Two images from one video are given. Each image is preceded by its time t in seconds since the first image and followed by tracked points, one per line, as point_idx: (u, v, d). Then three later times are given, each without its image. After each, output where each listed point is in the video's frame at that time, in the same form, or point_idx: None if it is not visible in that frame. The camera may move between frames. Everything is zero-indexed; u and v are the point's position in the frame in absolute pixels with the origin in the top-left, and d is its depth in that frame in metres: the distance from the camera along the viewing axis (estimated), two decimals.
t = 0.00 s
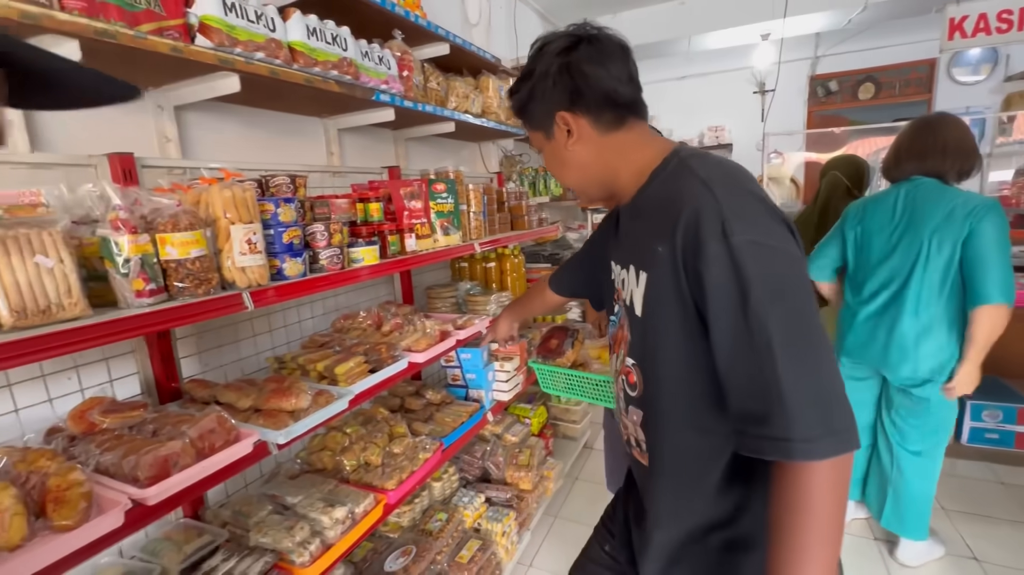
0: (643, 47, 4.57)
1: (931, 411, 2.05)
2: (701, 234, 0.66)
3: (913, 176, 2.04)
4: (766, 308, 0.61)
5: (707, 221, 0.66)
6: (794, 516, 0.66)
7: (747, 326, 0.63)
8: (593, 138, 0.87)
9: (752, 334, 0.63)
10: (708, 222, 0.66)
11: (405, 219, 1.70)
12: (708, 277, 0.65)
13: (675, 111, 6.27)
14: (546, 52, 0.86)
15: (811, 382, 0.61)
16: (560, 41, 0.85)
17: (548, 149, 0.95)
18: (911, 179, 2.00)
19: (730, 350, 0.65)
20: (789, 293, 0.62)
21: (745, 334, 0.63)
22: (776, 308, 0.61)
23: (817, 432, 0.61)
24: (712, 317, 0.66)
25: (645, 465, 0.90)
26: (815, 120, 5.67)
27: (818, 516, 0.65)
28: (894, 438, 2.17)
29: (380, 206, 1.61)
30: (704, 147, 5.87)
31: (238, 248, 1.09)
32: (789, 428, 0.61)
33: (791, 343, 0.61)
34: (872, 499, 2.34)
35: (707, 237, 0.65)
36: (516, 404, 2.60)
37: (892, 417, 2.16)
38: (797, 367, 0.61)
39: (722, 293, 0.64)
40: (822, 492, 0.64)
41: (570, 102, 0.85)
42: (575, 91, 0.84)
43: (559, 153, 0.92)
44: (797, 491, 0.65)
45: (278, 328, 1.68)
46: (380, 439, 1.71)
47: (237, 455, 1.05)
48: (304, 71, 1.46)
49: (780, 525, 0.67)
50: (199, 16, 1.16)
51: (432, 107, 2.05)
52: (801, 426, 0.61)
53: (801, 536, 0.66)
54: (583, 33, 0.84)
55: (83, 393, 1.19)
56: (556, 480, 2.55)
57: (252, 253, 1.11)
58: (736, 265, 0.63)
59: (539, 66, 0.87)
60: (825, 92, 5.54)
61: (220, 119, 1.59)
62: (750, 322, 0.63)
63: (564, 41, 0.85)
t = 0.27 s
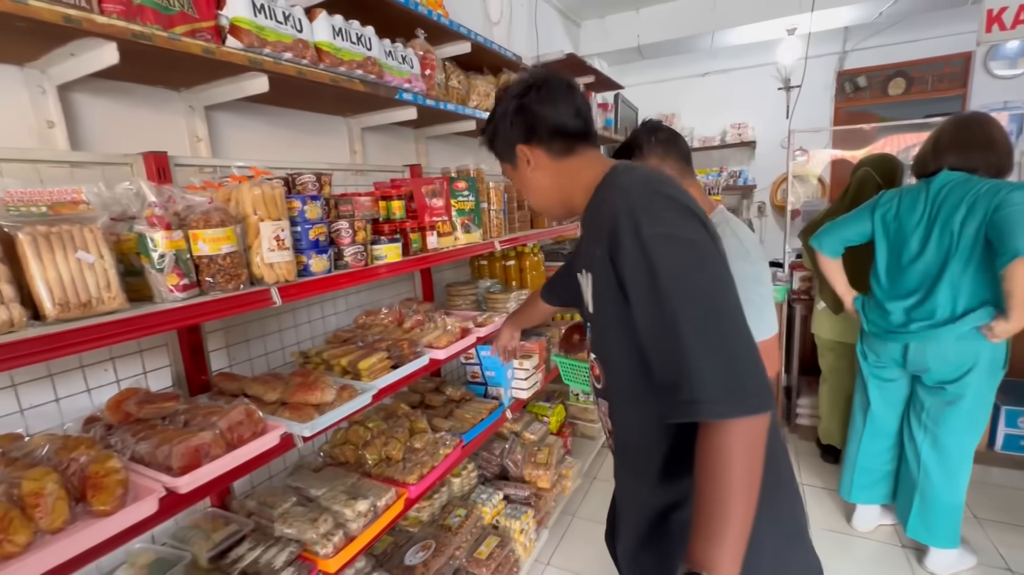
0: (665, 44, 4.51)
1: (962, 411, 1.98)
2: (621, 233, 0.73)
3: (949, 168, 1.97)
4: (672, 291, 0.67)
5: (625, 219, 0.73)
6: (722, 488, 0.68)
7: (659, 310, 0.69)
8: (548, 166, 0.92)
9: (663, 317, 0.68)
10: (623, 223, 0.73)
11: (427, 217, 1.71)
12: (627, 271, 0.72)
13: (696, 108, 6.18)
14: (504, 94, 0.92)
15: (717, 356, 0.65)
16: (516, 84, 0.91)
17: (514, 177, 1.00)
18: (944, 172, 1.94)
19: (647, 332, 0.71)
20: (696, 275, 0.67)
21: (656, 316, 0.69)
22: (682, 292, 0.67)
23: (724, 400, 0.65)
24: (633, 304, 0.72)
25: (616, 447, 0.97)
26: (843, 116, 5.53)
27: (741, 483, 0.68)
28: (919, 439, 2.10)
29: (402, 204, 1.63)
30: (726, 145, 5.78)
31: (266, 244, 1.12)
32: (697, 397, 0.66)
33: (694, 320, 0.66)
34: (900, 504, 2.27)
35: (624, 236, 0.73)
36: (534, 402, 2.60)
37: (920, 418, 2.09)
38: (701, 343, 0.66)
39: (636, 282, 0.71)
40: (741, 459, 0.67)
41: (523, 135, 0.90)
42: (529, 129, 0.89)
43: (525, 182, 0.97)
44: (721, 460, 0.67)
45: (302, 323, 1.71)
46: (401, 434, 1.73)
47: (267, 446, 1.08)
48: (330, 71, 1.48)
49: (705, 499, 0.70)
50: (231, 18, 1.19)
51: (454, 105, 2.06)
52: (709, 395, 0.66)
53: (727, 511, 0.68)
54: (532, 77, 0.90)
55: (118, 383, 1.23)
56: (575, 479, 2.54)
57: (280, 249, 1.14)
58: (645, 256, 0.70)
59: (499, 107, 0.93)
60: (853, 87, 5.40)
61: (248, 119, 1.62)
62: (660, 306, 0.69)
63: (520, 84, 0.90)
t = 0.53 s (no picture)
0: (682, 42, 4.46)
1: (993, 415, 1.94)
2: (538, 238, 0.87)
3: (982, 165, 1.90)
4: (581, 275, 0.80)
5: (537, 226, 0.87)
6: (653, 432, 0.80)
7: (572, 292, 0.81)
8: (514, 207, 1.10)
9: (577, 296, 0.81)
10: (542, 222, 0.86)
11: (444, 216, 1.72)
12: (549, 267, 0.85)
13: (713, 106, 6.11)
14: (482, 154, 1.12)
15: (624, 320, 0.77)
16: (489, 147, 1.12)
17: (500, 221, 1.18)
18: (979, 168, 1.85)
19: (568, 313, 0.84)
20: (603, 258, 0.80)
21: (572, 296, 0.82)
22: (588, 274, 0.80)
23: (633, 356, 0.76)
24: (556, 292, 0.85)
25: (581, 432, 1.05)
26: (864, 114, 5.42)
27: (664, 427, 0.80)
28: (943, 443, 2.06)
29: (420, 202, 1.64)
30: (744, 143, 5.71)
31: (288, 242, 1.14)
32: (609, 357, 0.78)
33: (599, 295, 0.79)
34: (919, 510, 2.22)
35: (540, 235, 0.86)
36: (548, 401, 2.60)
37: (944, 421, 2.04)
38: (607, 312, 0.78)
39: (555, 274, 0.84)
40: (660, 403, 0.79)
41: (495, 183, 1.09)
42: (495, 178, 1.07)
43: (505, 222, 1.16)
44: (648, 406, 0.79)
45: (321, 320, 1.73)
46: (417, 431, 1.74)
47: (285, 441, 1.09)
48: (349, 71, 1.50)
49: (639, 441, 0.82)
50: (253, 20, 1.21)
51: (470, 104, 2.07)
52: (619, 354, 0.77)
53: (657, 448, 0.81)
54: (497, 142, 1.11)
55: (145, 377, 1.26)
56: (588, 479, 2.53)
57: (301, 247, 1.16)
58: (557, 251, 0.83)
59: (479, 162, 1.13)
60: (876, 83, 5.30)
61: (269, 118, 1.65)
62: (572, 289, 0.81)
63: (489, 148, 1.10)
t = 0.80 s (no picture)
0: (694, 40, 4.43)
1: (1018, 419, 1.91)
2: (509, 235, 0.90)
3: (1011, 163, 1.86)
4: (545, 267, 0.82)
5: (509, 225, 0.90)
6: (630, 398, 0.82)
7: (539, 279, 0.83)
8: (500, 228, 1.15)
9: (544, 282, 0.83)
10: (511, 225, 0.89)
11: (455, 214, 1.73)
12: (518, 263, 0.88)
13: (725, 104, 6.05)
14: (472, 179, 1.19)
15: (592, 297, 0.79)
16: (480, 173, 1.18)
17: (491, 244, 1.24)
18: (1011, 166, 1.81)
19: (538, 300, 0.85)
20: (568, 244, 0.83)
21: (540, 282, 0.83)
22: (553, 260, 0.82)
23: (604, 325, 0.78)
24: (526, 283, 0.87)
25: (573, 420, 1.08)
26: (880, 112, 5.34)
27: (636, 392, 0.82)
28: (964, 446, 2.02)
29: (431, 201, 1.64)
30: (756, 142, 5.66)
31: (301, 241, 1.15)
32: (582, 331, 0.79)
33: (564, 277, 0.80)
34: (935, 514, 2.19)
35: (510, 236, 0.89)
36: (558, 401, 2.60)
37: (967, 424, 2.01)
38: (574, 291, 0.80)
39: (524, 266, 0.87)
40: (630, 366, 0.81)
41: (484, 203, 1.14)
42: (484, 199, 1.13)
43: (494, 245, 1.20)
44: (621, 374, 0.81)
45: (333, 317, 1.75)
46: (427, 429, 1.75)
47: (296, 438, 1.10)
48: (362, 70, 1.51)
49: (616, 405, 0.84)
50: (268, 20, 1.22)
51: (481, 103, 2.07)
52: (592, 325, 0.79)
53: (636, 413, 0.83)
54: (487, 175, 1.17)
55: (161, 373, 1.28)
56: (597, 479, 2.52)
57: (314, 245, 1.17)
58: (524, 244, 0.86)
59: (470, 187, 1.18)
60: (892, 81, 5.22)
61: (282, 118, 1.66)
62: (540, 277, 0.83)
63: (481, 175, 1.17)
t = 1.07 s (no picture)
0: (701, 39, 4.41)
1: None
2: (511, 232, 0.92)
3: None
4: (547, 257, 0.84)
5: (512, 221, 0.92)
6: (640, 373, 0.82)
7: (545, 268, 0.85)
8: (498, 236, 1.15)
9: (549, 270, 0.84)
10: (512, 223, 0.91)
11: (461, 214, 1.73)
12: (521, 256, 0.89)
13: (732, 103, 6.02)
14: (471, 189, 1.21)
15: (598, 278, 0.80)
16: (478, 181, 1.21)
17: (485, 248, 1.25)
18: None
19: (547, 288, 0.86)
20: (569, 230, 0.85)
21: (543, 273, 0.85)
22: (555, 246, 0.83)
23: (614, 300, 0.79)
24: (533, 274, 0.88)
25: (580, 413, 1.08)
26: (889, 111, 5.30)
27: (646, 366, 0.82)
28: (976, 446, 2.00)
29: (437, 200, 1.65)
30: (763, 141, 5.63)
31: (308, 240, 1.15)
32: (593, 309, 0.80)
33: (570, 261, 0.82)
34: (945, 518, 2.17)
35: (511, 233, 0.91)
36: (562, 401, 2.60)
37: (979, 425, 1.99)
38: (579, 273, 0.81)
39: (526, 257, 0.88)
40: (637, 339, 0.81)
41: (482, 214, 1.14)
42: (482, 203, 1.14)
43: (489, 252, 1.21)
44: (628, 353, 0.82)
45: (339, 316, 1.76)
46: (432, 428, 1.75)
47: (302, 436, 1.11)
48: (368, 70, 1.51)
49: (625, 382, 0.84)
50: (276, 20, 1.23)
51: (487, 103, 2.07)
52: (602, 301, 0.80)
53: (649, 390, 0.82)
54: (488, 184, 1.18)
55: (169, 370, 1.29)
56: (602, 479, 2.52)
57: (321, 244, 1.17)
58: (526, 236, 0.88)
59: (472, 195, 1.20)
60: (901, 79, 5.18)
61: (289, 118, 1.67)
62: (543, 266, 0.85)
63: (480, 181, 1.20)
